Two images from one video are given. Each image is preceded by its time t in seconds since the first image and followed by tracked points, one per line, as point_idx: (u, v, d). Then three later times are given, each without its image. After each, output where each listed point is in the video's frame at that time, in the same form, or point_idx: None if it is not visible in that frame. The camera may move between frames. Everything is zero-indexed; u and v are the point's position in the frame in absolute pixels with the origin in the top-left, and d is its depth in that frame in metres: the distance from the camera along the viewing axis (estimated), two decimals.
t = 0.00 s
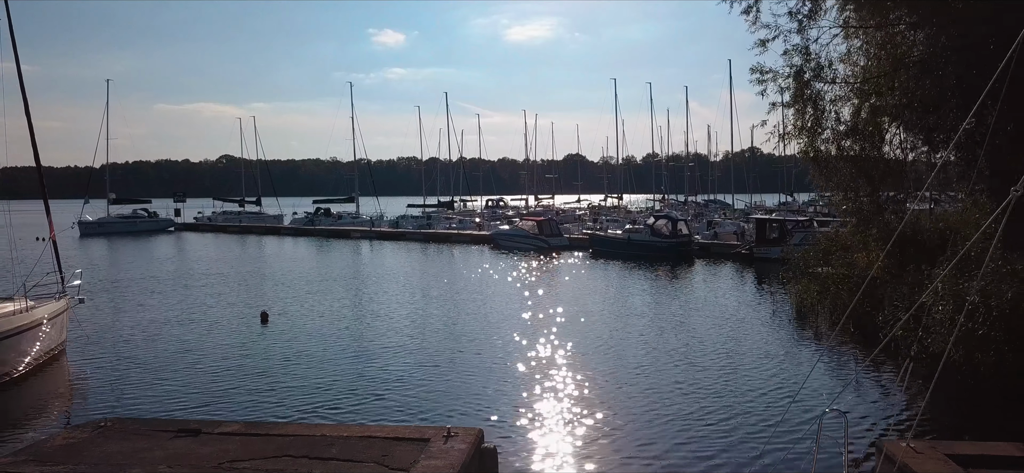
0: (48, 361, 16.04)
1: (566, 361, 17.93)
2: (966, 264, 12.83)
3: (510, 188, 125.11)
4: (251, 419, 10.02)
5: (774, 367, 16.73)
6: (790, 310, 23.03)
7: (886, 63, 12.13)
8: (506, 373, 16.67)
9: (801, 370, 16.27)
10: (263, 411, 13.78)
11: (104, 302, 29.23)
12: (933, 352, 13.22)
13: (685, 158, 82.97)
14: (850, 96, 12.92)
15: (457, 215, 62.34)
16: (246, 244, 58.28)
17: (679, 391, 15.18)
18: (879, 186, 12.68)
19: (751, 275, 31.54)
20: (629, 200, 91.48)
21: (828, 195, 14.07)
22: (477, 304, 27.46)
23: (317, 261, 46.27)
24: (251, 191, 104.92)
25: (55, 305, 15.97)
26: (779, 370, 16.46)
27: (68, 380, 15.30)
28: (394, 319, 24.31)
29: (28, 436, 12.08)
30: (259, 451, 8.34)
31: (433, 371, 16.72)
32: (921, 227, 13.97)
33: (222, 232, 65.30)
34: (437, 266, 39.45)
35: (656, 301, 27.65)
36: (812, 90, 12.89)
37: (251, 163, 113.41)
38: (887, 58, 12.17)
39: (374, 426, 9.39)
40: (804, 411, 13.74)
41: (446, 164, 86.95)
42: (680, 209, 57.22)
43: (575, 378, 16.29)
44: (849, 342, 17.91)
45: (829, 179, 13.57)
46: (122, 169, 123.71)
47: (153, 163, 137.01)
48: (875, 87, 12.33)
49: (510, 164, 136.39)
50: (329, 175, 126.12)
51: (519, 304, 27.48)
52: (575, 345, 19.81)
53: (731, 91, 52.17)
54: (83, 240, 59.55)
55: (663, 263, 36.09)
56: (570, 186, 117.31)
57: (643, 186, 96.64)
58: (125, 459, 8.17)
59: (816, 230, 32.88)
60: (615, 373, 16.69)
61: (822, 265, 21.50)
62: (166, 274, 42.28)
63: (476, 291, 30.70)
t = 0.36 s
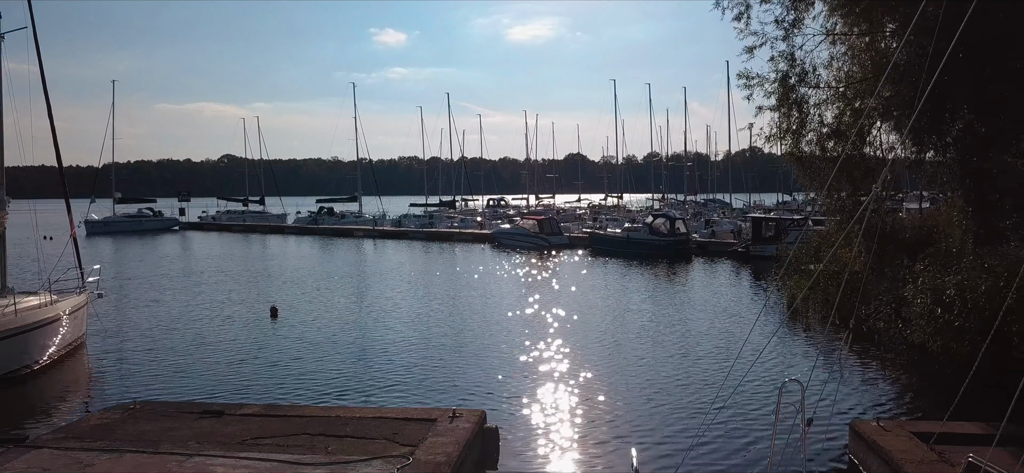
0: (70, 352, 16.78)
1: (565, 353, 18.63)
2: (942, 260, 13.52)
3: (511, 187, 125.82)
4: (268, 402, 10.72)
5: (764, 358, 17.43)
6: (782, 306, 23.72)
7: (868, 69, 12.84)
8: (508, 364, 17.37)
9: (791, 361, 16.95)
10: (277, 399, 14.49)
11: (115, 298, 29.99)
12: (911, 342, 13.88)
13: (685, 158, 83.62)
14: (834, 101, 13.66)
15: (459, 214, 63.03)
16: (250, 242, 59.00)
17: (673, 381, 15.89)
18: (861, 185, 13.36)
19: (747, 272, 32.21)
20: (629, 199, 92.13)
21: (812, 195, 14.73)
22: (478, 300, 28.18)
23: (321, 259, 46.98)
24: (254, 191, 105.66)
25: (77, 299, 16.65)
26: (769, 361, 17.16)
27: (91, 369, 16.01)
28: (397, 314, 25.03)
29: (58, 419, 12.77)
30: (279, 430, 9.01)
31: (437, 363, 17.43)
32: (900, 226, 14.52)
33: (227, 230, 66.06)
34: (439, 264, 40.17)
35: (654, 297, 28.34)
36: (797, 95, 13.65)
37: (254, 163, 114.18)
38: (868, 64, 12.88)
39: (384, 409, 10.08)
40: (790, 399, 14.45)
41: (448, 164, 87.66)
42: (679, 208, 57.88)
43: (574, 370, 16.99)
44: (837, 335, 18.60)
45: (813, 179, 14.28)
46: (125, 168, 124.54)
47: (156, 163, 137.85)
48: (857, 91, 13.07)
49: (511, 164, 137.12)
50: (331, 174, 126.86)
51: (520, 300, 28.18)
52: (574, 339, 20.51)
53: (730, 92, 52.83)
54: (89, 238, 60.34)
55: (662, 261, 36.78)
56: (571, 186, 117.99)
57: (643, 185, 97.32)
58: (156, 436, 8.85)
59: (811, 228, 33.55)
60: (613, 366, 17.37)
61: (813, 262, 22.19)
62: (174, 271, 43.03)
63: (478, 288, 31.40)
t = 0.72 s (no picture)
0: (90, 344, 17.51)
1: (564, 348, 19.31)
2: (921, 257, 14.21)
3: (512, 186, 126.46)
4: (283, 388, 11.42)
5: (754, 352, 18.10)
6: (775, 302, 24.39)
7: (853, 73, 13.52)
8: (510, 357, 18.05)
9: (782, 353, 17.59)
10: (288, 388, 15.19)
11: (124, 295, 30.69)
12: (892, 335, 14.59)
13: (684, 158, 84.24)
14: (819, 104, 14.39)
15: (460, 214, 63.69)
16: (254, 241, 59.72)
17: (666, 373, 16.57)
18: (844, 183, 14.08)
19: (743, 270, 32.87)
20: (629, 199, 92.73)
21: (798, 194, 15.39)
22: (480, 296, 28.88)
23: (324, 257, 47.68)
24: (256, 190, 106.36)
25: (96, 293, 17.38)
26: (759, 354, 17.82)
27: (109, 360, 16.68)
28: (400, 310, 25.67)
29: (84, 405, 13.41)
30: (295, 412, 9.71)
31: (440, 355, 18.10)
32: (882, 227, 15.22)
33: (230, 229, 66.77)
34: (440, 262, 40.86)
35: (650, 294, 29.04)
36: (784, 97, 14.42)
37: (256, 163, 114.89)
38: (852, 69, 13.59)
39: (393, 393, 10.74)
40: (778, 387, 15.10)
41: (449, 164, 88.32)
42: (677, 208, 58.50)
43: (572, 362, 17.67)
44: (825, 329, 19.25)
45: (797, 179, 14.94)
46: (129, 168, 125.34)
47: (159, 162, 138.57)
48: (844, 95, 13.78)
49: (512, 163, 137.76)
50: (333, 174, 127.60)
51: (520, 297, 28.88)
52: (572, 334, 21.21)
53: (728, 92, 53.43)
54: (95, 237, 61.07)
55: (659, 259, 37.45)
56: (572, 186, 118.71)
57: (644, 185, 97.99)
58: (182, 417, 9.52)
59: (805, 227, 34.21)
60: (610, 359, 18.02)
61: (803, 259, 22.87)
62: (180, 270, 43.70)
63: (479, 285, 32.08)
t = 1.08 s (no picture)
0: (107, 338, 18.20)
1: (561, 343, 19.99)
2: (902, 254, 14.91)
3: (514, 186, 127.12)
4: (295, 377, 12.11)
5: (745, 347, 18.79)
6: (768, 299, 25.04)
7: (837, 79, 14.14)
8: (510, 353, 18.75)
9: (772, 347, 18.25)
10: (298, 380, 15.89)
11: (134, 293, 31.42)
12: (875, 328, 15.26)
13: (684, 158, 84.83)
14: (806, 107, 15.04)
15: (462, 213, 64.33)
16: (258, 240, 60.45)
17: (659, 368, 17.25)
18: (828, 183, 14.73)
19: (740, 268, 33.50)
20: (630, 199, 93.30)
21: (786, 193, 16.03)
22: (481, 294, 29.55)
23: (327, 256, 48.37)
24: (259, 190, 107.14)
25: (113, 289, 18.06)
26: (750, 349, 18.49)
27: (126, 353, 17.36)
28: (402, 308, 26.32)
29: (105, 391, 14.07)
30: (308, 397, 10.39)
31: (442, 351, 18.77)
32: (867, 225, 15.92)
33: (234, 229, 67.49)
34: (442, 261, 41.54)
35: (648, 292, 29.70)
36: (771, 101, 15.07)
37: (259, 163, 115.64)
38: (837, 74, 14.21)
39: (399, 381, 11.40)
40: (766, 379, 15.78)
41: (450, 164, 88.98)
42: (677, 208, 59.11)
43: (570, 357, 18.34)
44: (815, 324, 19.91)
45: (785, 179, 15.58)
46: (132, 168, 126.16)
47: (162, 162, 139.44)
48: (828, 99, 14.41)
49: (513, 163, 138.37)
50: (336, 174, 128.28)
51: (521, 295, 29.55)
52: (570, 331, 21.88)
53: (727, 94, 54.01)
54: (100, 237, 61.82)
55: (658, 258, 38.08)
56: (573, 185, 119.35)
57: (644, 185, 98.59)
58: (203, 402, 10.21)
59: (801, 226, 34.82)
60: (606, 354, 18.66)
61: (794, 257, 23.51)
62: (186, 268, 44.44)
63: (480, 283, 32.75)
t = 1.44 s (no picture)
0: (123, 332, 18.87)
1: (561, 340, 20.64)
2: (888, 251, 15.53)
3: (515, 186, 127.84)
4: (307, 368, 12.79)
5: (738, 342, 19.42)
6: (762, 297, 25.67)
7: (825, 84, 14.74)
8: (511, 349, 19.41)
9: (764, 344, 18.90)
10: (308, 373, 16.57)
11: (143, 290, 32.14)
12: (860, 323, 15.90)
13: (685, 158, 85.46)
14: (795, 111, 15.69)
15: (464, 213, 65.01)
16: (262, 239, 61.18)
17: (655, 363, 17.90)
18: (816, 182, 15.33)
19: (737, 267, 34.15)
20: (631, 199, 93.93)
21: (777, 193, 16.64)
22: (483, 292, 30.20)
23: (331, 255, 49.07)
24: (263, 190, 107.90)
25: (129, 285, 18.73)
26: (743, 344, 19.13)
27: (142, 345, 18.07)
28: (406, 306, 26.99)
29: (126, 379, 14.78)
30: (321, 384, 11.07)
31: (445, 348, 19.42)
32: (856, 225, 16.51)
33: (239, 228, 68.31)
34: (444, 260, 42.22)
35: (645, 290, 30.36)
36: (760, 105, 15.74)
37: (262, 163, 116.39)
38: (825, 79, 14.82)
39: (405, 370, 12.08)
40: (756, 374, 16.42)
41: (452, 164, 89.70)
42: (677, 208, 59.74)
43: (568, 353, 19.00)
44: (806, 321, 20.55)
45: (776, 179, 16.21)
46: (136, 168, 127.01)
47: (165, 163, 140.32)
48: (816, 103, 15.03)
49: (515, 163, 139.11)
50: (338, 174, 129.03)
51: (522, 293, 30.21)
52: (569, 328, 22.54)
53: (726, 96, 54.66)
54: (107, 236, 62.66)
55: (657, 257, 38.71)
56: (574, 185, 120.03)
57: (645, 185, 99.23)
58: (222, 388, 10.89)
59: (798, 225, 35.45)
60: (604, 351, 19.31)
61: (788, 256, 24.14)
62: (193, 267, 45.25)
63: (482, 281, 33.42)
